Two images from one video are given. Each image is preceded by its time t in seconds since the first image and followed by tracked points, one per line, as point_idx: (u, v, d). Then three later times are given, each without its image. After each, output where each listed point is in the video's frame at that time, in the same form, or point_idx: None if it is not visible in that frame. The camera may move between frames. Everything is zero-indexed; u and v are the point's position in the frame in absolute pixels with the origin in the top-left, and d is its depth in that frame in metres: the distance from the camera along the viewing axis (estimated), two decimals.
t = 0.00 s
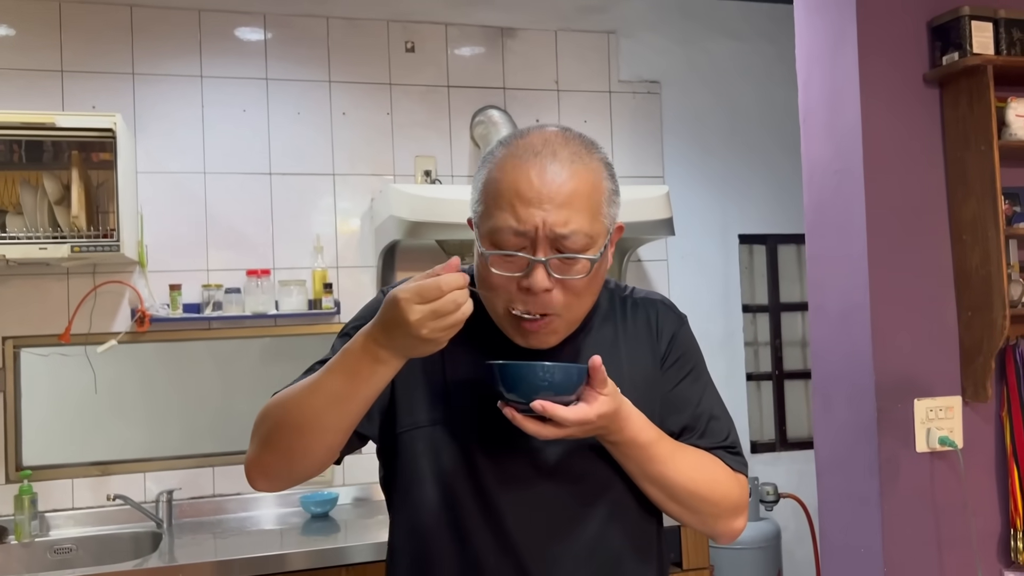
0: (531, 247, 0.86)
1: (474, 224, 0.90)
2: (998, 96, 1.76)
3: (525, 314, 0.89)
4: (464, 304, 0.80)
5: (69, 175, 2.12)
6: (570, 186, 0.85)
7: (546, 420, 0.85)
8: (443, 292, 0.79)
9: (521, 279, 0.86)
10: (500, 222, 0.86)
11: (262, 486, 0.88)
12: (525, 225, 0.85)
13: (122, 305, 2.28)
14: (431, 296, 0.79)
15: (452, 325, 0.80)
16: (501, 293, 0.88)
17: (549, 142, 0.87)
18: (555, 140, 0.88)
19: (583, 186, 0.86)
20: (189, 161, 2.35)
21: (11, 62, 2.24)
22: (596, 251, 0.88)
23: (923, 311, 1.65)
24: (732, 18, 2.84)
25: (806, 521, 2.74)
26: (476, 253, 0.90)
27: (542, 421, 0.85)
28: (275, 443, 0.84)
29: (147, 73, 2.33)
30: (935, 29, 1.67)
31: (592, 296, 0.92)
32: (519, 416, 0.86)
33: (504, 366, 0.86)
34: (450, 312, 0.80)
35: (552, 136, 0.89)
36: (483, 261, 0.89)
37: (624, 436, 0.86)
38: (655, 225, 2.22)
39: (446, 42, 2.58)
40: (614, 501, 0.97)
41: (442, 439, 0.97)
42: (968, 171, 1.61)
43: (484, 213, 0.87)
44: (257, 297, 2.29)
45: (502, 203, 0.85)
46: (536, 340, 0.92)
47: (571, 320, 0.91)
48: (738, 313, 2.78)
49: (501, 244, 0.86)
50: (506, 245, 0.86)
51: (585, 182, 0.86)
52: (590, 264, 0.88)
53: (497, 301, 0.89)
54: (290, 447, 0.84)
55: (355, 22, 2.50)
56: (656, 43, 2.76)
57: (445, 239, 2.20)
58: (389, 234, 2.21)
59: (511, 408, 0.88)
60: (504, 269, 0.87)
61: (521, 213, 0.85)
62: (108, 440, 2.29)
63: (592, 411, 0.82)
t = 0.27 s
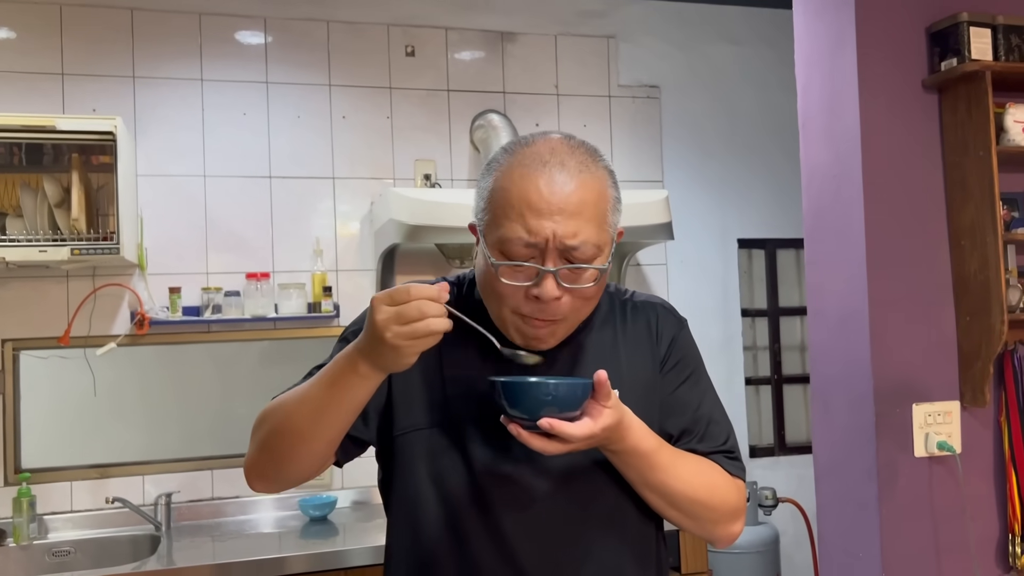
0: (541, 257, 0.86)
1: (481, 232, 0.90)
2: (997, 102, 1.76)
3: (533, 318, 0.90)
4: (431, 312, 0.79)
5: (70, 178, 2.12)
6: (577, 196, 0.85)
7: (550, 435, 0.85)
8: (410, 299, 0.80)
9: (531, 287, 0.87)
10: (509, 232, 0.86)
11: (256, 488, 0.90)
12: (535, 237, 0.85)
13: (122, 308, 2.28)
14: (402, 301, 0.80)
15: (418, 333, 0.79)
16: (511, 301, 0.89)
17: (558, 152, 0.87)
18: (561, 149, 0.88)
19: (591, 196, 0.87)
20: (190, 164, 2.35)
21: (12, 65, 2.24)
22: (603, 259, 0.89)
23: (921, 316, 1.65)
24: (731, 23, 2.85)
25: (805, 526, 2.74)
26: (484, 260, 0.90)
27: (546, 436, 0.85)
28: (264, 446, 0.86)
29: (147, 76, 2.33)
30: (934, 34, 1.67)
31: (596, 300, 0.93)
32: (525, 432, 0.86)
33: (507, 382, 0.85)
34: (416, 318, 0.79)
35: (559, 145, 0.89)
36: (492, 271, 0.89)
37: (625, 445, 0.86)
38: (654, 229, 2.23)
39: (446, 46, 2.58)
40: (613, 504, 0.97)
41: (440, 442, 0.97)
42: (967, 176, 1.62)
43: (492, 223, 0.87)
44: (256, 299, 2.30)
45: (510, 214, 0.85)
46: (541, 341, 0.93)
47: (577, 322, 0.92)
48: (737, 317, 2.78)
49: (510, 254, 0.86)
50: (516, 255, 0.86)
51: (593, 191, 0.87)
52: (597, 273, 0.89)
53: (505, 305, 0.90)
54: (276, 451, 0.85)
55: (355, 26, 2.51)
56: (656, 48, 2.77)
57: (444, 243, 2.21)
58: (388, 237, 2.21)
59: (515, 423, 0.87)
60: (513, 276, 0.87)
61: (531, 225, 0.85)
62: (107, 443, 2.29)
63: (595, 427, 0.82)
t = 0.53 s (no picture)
0: (542, 252, 0.87)
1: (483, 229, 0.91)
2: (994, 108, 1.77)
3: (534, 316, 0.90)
4: (440, 329, 0.80)
5: (70, 180, 2.12)
6: (580, 193, 0.86)
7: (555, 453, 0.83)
8: (422, 309, 0.82)
9: (532, 283, 0.87)
10: (512, 227, 0.86)
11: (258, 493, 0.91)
12: (538, 232, 0.85)
13: (122, 310, 2.28)
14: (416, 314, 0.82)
15: (419, 342, 0.79)
16: (511, 296, 0.89)
17: (561, 150, 0.88)
18: (565, 148, 0.89)
19: (593, 193, 0.87)
20: (190, 167, 2.36)
21: (13, 68, 2.25)
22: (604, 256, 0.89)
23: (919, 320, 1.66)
24: (730, 27, 2.86)
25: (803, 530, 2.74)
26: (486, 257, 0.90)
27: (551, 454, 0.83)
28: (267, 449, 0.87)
29: (148, 79, 2.34)
30: (932, 40, 1.68)
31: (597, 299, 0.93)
32: (530, 451, 0.84)
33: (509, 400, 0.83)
34: (423, 326, 0.80)
35: (562, 144, 0.90)
36: (494, 266, 0.89)
37: (623, 457, 0.86)
38: (653, 233, 2.23)
39: (446, 50, 2.59)
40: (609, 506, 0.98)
41: (437, 443, 0.98)
42: (964, 181, 1.63)
43: (495, 218, 0.88)
44: (256, 302, 2.32)
45: (513, 209, 0.86)
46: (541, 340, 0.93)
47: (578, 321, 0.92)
48: (736, 321, 2.79)
49: (512, 249, 0.87)
50: (518, 250, 0.87)
51: (595, 188, 0.88)
52: (598, 269, 0.89)
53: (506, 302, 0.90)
54: (278, 455, 0.86)
55: (355, 30, 2.51)
56: (655, 52, 2.78)
57: (444, 246, 2.21)
58: (388, 241, 2.22)
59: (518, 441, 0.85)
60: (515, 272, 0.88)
61: (534, 220, 0.85)
62: (106, 445, 2.29)
63: (600, 443, 0.81)
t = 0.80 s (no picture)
0: (537, 218, 0.91)
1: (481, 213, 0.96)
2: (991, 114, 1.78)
3: (530, 286, 0.91)
4: (454, 346, 0.81)
5: (72, 185, 2.13)
6: (572, 163, 0.92)
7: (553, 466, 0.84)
8: (440, 326, 0.83)
9: (528, 247, 0.90)
10: (510, 195, 0.92)
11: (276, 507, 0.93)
12: (533, 194, 0.90)
13: (122, 314, 2.29)
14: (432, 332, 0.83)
15: (431, 358, 0.80)
16: (507, 265, 0.91)
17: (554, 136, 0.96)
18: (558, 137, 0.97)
19: (585, 168, 0.94)
20: (191, 172, 2.36)
21: (15, 73, 2.26)
22: (598, 225, 0.93)
23: (916, 326, 1.67)
24: (729, 33, 2.87)
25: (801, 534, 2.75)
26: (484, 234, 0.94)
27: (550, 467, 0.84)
28: (284, 458, 0.89)
29: (149, 84, 2.35)
30: (929, 47, 1.70)
31: (594, 277, 0.95)
32: (529, 464, 0.84)
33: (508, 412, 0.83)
34: (436, 342, 0.81)
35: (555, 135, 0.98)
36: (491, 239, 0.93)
37: (620, 468, 0.86)
38: (653, 238, 2.24)
39: (447, 55, 2.61)
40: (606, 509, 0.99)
41: (435, 447, 0.98)
42: (961, 188, 1.64)
43: (492, 193, 0.93)
44: (256, 306, 2.33)
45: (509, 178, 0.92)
46: (539, 318, 0.92)
47: (576, 297, 0.92)
48: (734, 326, 2.80)
49: (509, 216, 0.91)
50: (515, 216, 0.91)
51: (587, 163, 0.94)
52: (592, 237, 0.92)
53: (503, 274, 0.92)
54: (294, 464, 0.88)
55: (356, 35, 2.53)
56: (654, 58, 2.79)
57: (444, 251, 2.22)
58: (388, 245, 2.22)
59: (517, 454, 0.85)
60: (511, 238, 0.91)
61: (529, 185, 0.91)
62: (106, 448, 2.30)
63: (599, 456, 0.82)
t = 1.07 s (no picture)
0: (528, 203, 0.92)
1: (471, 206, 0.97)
2: (990, 118, 1.79)
3: (522, 271, 0.91)
4: (458, 356, 0.81)
5: (73, 186, 2.13)
6: (559, 151, 0.94)
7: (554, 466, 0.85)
8: (445, 340, 0.83)
9: (520, 232, 0.91)
10: (500, 182, 0.93)
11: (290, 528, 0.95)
12: (522, 179, 0.92)
13: (124, 316, 2.30)
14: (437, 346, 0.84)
15: (437, 370, 0.81)
16: (498, 251, 0.92)
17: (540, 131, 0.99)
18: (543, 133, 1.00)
19: (572, 157, 0.96)
20: (193, 174, 2.37)
21: (17, 74, 2.26)
22: (586, 210, 0.95)
23: (915, 329, 1.67)
24: (729, 36, 2.88)
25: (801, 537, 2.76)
26: (475, 224, 0.95)
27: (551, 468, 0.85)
28: (296, 479, 0.91)
29: (151, 87, 2.36)
30: (928, 51, 1.70)
31: (585, 263, 0.96)
32: (530, 465, 0.85)
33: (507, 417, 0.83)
34: (440, 354, 0.81)
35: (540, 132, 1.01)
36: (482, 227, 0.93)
37: (619, 467, 0.87)
38: (653, 241, 2.25)
39: (447, 58, 2.61)
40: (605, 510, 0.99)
41: (433, 451, 0.99)
42: (960, 191, 1.64)
43: (482, 183, 0.95)
44: (257, 308, 2.32)
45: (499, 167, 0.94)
46: (532, 305, 0.91)
47: (570, 282, 0.92)
48: (734, 329, 2.80)
49: (499, 203, 0.92)
50: (506, 202, 0.92)
51: (573, 153, 0.96)
52: (581, 222, 0.94)
53: (495, 260, 0.92)
54: (307, 484, 0.90)
55: (357, 38, 2.53)
56: (655, 60, 2.80)
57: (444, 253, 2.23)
58: (388, 248, 2.23)
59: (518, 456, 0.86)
60: (503, 224, 0.92)
61: (518, 172, 0.93)
62: (107, 450, 2.30)
63: (598, 455, 0.83)
